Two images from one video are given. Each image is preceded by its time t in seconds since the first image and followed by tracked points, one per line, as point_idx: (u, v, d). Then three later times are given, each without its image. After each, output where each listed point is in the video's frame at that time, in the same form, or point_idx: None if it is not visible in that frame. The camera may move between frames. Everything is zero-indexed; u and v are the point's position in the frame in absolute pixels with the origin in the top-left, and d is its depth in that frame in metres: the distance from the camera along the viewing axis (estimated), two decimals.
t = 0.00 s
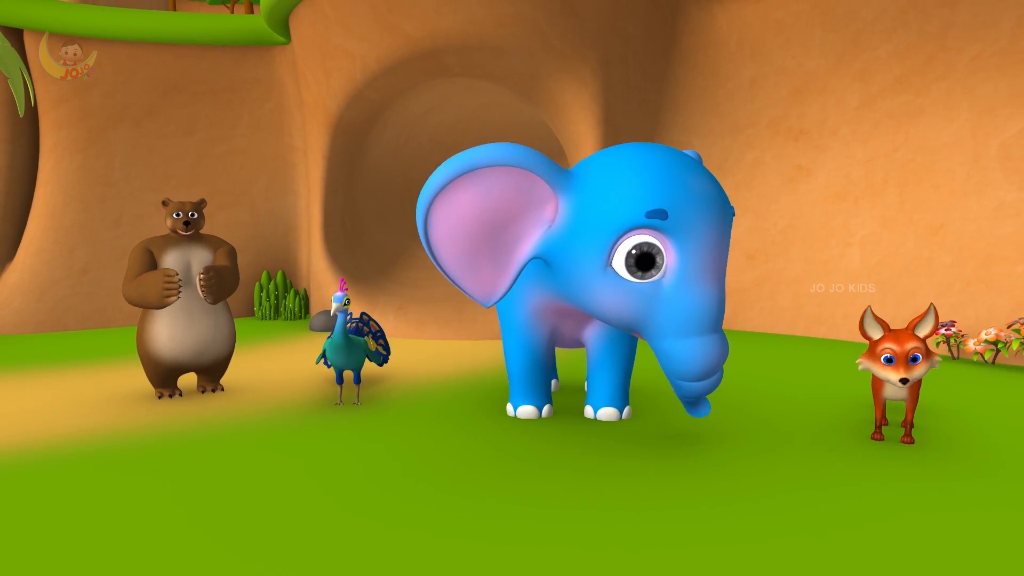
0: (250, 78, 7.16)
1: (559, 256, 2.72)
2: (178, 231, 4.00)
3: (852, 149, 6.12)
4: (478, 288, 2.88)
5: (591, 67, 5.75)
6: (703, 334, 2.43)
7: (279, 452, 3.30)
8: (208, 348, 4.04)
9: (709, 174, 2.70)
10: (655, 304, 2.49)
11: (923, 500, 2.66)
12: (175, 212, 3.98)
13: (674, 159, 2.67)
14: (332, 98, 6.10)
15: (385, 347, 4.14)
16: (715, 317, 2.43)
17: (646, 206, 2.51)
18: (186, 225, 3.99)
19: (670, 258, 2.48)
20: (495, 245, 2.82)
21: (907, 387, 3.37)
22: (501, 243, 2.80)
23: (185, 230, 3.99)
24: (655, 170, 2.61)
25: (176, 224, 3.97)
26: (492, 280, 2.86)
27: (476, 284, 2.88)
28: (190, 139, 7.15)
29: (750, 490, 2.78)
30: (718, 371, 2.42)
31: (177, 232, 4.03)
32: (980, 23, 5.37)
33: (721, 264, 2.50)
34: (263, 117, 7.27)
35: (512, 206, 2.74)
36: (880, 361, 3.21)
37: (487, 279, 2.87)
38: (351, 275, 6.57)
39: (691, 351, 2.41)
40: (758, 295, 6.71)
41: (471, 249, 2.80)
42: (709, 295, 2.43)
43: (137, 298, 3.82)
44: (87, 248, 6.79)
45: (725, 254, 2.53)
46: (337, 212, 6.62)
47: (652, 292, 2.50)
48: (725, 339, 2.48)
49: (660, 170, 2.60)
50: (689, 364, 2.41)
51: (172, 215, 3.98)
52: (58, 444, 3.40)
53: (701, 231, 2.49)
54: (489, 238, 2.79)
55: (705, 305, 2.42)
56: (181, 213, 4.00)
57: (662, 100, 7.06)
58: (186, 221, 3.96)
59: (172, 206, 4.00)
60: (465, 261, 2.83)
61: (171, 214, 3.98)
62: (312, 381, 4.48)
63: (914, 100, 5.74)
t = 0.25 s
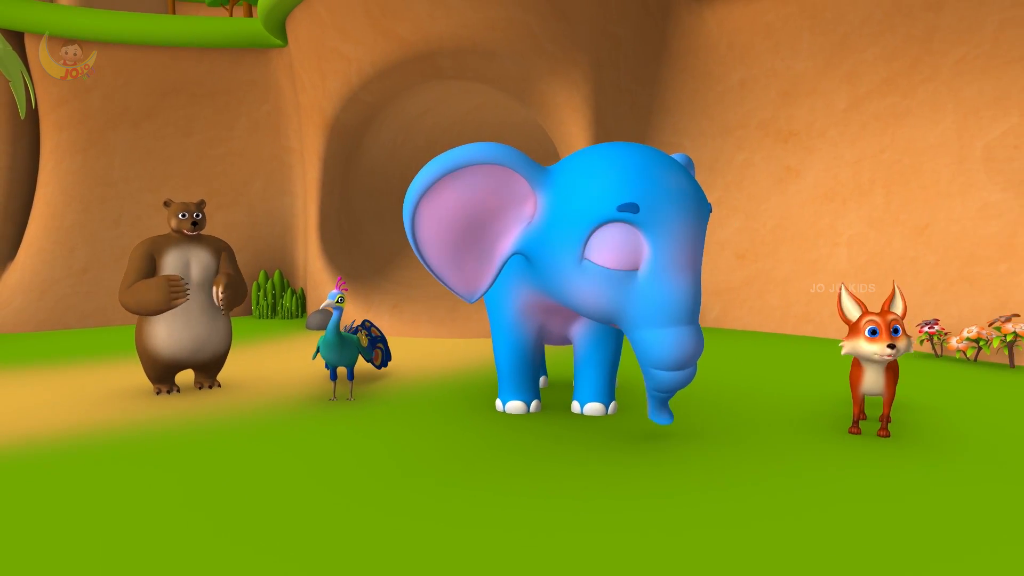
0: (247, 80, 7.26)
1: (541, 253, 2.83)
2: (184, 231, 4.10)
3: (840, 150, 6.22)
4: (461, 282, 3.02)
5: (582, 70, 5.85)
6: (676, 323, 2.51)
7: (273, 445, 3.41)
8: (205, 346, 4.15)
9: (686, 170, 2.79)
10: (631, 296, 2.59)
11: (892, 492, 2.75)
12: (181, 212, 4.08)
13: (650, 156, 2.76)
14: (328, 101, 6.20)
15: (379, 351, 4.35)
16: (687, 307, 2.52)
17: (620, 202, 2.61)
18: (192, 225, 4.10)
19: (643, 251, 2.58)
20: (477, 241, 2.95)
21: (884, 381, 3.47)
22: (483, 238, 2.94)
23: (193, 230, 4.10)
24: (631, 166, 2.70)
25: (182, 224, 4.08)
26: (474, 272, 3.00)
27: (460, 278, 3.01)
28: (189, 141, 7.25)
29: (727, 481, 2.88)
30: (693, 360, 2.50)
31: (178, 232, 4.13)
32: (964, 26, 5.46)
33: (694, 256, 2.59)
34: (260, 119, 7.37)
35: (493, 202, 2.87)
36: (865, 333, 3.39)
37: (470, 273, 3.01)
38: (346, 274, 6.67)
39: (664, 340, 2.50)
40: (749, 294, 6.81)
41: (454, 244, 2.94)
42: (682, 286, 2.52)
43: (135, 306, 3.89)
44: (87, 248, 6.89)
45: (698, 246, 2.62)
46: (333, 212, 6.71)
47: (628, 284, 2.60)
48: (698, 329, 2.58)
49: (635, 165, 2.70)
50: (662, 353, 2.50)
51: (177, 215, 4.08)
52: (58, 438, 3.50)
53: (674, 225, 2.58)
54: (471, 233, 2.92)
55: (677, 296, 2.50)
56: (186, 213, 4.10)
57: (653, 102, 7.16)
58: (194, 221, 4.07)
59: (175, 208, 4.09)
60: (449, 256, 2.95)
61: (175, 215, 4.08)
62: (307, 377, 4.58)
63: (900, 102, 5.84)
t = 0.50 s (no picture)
0: (245, 82, 7.35)
1: (521, 250, 2.94)
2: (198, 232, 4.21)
3: (828, 151, 6.32)
4: (445, 279, 3.13)
5: (573, 73, 5.95)
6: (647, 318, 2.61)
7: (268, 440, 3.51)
8: (203, 343, 4.26)
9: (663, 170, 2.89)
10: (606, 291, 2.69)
11: (863, 484, 2.86)
12: (195, 214, 4.17)
13: (627, 157, 2.86)
14: (324, 103, 6.30)
15: (375, 349, 4.55)
16: (659, 302, 2.62)
17: (595, 200, 2.71)
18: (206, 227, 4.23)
19: (616, 248, 2.68)
20: (460, 239, 3.06)
21: (862, 376, 3.58)
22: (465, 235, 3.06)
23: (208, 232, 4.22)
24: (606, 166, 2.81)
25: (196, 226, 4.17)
26: (457, 270, 3.11)
27: (444, 275, 3.11)
28: (187, 142, 7.35)
29: (705, 473, 2.98)
30: (665, 355, 2.59)
31: (184, 232, 4.20)
32: (949, 30, 5.57)
33: (667, 252, 2.69)
34: (258, 121, 7.47)
35: (475, 201, 2.99)
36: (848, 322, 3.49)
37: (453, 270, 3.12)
38: (342, 274, 6.77)
39: (635, 334, 2.60)
40: (739, 293, 6.91)
41: (437, 242, 3.04)
42: (652, 282, 2.62)
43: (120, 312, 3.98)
44: (87, 248, 6.99)
45: (672, 244, 2.71)
46: (330, 212, 6.81)
47: (602, 281, 2.70)
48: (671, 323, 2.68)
49: (610, 165, 2.80)
50: (634, 347, 2.59)
51: (191, 216, 4.16)
52: (59, 432, 3.60)
53: (646, 223, 2.68)
54: (454, 231, 3.04)
55: (648, 292, 2.61)
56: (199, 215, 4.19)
57: (645, 104, 7.26)
58: (211, 224, 4.18)
59: (185, 210, 4.16)
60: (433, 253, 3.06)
61: (187, 216, 4.16)
62: (302, 374, 4.68)
63: (887, 104, 5.94)
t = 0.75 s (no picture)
0: (243, 84, 7.45)
1: (501, 252, 3.04)
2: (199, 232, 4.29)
3: (816, 153, 6.42)
4: (428, 278, 3.23)
5: (565, 76, 6.06)
6: (616, 323, 2.72)
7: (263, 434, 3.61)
8: (201, 340, 4.36)
9: (641, 178, 2.98)
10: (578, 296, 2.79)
11: (837, 475, 2.96)
12: (195, 215, 4.25)
13: (605, 165, 2.95)
14: (320, 105, 6.40)
15: (368, 349, 4.71)
16: (630, 308, 2.72)
17: (570, 208, 2.81)
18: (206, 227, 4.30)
19: (589, 254, 2.78)
20: (443, 240, 3.17)
21: (841, 371, 3.67)
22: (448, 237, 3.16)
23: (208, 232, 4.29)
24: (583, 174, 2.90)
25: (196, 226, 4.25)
26: (440, 270, 3.21)
27: (426, 274, 3.21)
28: (186, 143, 7.45)
29: (685, 465, 3.08)
30: (633, 357, 2.70)
31: (184, 233, 4.29)
32: (934, 33, 5.66)
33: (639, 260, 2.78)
34: (255, 122, 7.57)
35: (458, 204, 3.09)
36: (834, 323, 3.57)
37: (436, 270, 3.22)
38: (338, 273, 6.87)
39: (606, 337, 2.70)
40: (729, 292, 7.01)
41: (421, 243, 3.15)
42: (622, 289, 2.72)
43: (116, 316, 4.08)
44: (86, 247, 7.10)
45: (645, 252, 2.81)
46: (326, 212, 6.91)
47: (575, 286, 2.80)
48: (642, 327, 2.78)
49: (587, 174, 2.90)
50: (603, 350, 2.70)
51: (191, 217, 4.24)
52: (59, 426, 3.70)
53: (619, 231, 2.78)
54: (437, 233, 3.14)
55: (618, 297, 2.71)
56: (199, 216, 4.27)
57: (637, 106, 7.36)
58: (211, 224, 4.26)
59: (186, 211, 4.24)
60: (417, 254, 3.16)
61: (188, 217, 4.24)
62: (297, 371, 4.78)
63: (875, 106, 6.03)
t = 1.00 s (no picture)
0: (240, 86, 7.55)
1: (483, 259, 3.16)
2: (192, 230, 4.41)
3: (805, 154, 6.52)
4: (413, 277, 3.36)
5: (557, 79, 6.16)
6: (586, 331, 2.81)
7: (258, 429, 3.71)
8: (198, 336, 4.46)
9: (620, 191, 3.05)
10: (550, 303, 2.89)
11: (813, 468, 3.06)
12: (187, 213, 4.37)
13: (584, 177, 3.04)
14: (317, 107, 6.50)
15: (360, 350, 4.84)
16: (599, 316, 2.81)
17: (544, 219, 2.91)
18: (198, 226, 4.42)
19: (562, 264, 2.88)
20: (427, 242, 3.29)
21: (821, 368, 3.77)
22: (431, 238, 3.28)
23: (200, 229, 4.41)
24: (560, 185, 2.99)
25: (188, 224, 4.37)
26: (424, 269, 3.34)
27: (411, 274, 3.35)
28: (184, 145, 7.55)
29: (666, 458, 3.17)
30: (601, 364, 2.80)
31: (177, 232, 4.41)
32: (920, 36, 5.77)
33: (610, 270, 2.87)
34: (253, 124, 7.67)
35: (440, 207, 3.21)
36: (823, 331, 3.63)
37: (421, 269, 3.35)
38: (334, 273, 6.97)
39: (574, 345, 2.80)
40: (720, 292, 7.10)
41: (405, 245, 3.28)
42: (592, 299, 2.80)
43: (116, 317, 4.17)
44: (86, 247, 7.20)
45: (618, 263, 2.89)
46: (322, 213, 7.01)
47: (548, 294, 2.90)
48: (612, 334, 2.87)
49: (564, 185, 2.99)
50: (572, 356, 2.81)
51: (183, 216, 4.36)
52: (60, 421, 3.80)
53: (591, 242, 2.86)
54: (421, 235, 3.26)
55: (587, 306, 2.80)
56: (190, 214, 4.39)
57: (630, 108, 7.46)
58: (202, 221, 4.38)
59: (177, 210, 4.36)
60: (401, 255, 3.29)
61: (179, 216, 4.36)
62: (292, 369, 4.88)
63: (862, 108, 6.13)
